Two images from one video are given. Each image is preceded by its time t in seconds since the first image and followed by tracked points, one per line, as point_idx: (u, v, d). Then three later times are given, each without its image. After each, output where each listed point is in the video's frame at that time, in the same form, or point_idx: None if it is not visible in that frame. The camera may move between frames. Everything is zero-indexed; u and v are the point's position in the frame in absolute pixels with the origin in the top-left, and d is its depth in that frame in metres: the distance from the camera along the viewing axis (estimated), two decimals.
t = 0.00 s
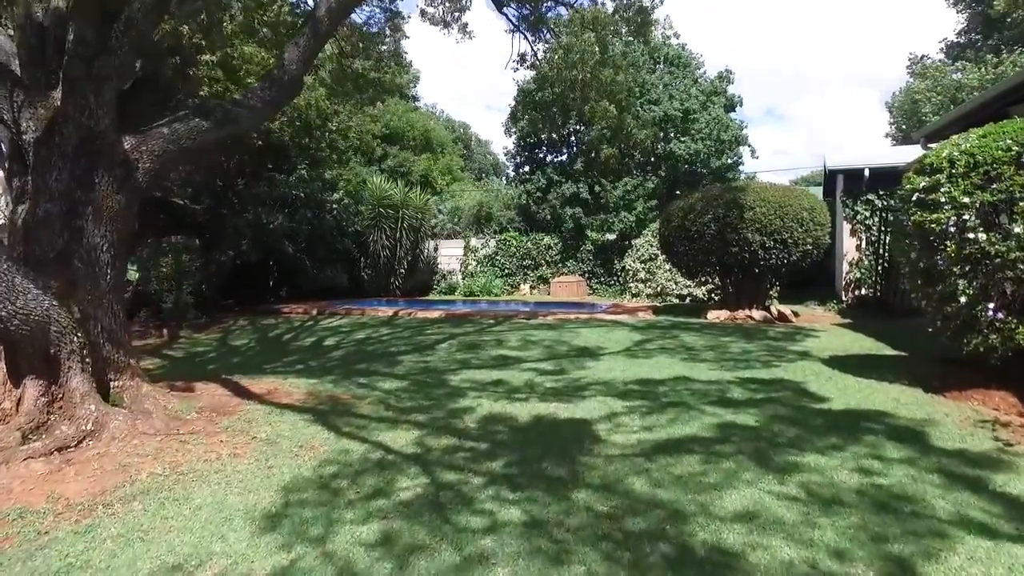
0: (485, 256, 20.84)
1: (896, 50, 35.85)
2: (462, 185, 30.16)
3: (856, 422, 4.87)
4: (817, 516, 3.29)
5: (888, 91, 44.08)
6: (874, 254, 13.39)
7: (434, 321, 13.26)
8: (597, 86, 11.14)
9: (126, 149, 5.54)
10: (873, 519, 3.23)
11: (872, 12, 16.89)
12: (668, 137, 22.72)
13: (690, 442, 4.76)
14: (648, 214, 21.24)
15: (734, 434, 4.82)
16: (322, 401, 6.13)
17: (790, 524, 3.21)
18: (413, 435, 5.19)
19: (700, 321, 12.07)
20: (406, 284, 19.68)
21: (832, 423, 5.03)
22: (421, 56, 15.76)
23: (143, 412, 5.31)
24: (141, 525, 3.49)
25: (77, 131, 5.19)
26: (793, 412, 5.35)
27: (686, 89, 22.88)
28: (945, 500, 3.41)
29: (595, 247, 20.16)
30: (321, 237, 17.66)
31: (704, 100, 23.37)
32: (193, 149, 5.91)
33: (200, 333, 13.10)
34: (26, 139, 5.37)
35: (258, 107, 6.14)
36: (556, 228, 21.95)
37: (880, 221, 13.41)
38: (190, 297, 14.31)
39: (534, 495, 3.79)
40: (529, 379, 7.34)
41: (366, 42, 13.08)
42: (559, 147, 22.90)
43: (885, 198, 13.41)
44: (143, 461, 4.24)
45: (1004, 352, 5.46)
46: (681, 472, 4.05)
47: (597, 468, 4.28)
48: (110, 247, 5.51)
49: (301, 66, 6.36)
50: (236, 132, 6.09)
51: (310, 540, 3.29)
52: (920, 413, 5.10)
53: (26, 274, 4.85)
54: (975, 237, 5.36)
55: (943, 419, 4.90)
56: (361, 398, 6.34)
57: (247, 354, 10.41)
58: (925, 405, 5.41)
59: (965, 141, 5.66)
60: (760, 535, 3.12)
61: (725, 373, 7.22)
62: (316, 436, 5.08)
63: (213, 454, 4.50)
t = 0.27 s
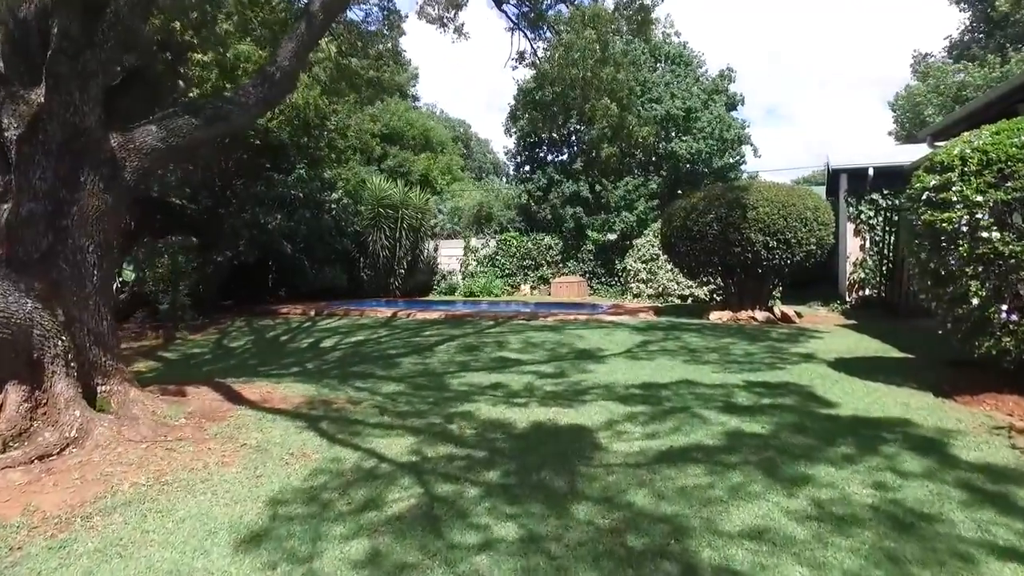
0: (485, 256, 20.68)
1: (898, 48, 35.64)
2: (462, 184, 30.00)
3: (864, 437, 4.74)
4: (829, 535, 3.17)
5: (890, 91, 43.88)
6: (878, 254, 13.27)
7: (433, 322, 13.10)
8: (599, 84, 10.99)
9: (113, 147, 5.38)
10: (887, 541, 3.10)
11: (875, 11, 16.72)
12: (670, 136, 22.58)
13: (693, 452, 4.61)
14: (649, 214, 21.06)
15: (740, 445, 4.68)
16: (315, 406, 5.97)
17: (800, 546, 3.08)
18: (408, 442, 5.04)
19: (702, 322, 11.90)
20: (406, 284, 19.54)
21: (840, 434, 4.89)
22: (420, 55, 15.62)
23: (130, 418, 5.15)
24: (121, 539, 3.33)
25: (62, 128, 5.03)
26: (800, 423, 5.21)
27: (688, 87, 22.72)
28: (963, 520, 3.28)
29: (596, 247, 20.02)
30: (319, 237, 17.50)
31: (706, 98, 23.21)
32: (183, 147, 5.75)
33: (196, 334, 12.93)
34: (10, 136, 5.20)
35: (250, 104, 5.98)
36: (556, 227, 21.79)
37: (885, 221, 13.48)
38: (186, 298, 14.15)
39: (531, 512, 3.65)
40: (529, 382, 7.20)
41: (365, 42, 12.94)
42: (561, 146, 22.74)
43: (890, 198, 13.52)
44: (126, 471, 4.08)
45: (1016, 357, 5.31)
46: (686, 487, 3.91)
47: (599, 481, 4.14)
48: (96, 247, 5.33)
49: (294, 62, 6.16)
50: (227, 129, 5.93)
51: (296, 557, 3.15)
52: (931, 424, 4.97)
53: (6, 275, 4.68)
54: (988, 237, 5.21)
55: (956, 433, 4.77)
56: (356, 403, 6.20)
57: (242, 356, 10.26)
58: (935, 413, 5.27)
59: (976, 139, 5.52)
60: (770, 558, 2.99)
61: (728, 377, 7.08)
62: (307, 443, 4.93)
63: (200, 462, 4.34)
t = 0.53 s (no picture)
0: (485, 256, 20.54)
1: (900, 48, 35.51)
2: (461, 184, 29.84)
3: (873, 445, 4.62)
4: (840, 549, 3.05)
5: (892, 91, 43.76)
6: (882, 253, 13.14)
7: (432, 323, 12.97)
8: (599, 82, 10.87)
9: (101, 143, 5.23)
10: (902, 558, 2.98)
11: (878, 10, 16.60)
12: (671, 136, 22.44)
13: (696, 458, 4.49)
14: (651, 213, 20.91)
15: (744, 450, 4.56)
16: (309, 408, 5.84)
17: (809, 559, 2.97)
18: (403, 447, 4.90)
19: (704, 323, 11.76)
20: (405, 284, 19.38)
21: (848, 441, 4.76)
22: (420, 53, 15.51)
23: (118, 422, 5.01)
24: (100, 550, 3.19)
25: (48, 123, 4.88)
26: (805, 427, 5.09)
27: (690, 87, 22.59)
28: (977, 533, 3.17)
29: (596, 247, 19.88)
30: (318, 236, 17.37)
31: (708, 97, 23.06)
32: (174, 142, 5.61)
33: (192, 334, 12.79)
34: None
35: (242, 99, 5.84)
36: (557, 227, 21.64)
37: (888, 220, 13.29)
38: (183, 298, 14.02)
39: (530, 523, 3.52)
40: (528, 384, 7.07)
41: (365, 41, 12.85)
42: (561, 146, 22.57)
43: (893, 197, 13.33)
44: (109, 477, 3.93)
45: None
46: (689, 496, 3.80)
47: (600, 490, 4.01)
48: (84, 246, 5.16)
49: (287, 57, 6.03)
50: (219, 125, 5.79)
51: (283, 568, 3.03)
52: (941, 429, 4.85)
53: None
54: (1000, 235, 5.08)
55: (967, 441, 4.64)
56: (351, 405, 6.07)
57: (238, 357, 10.13)
58: (944, 417, 5.15)
59: (986, 135, 5.39)
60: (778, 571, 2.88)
61: (731, 378, 6.95)
62: (300, 447, 4.80)
63: (187, 467, 4.19)
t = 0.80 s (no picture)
0: (485, 256, 20.40)
1: (903, 46, 35.32)
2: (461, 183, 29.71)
3: (884, 454, 4.46)
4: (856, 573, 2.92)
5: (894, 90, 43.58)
6: (887, 253, 12.98)
7: (431, 324, 12.83)
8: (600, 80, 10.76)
9: (86, 140, 5.07)
10: None
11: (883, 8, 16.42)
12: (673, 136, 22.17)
13: (702, 468, 4.35)
14: (653, 213, 20.62)
15: (751, 462, 4.41)
16: (302, 414, 5.69)
17: None
18: (397, 455, 4.74)
19: (707, 324, 11.60)
20: (405, 286, 19.24)
21: (858, 449, 4.60)
22: (419, 52, 15.37)
23: (103, 428, 4.85)
24: (74, 568, 3.03)
25: (31, 119, 4.72)
26: (813, 436, 4.95)
27: (690, 86, 22.41)
28: (998, 559, 3.03)
29: (597, 247, 19.74)
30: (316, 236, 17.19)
31: (710, 96, 22.84)
32: (163, 139, 5.45)
33: (188, 336, 12.62)
34: None
35: (233, 95, 5.69)
36: (558, 228, 21.50)
37: (893, 221, 13.03)
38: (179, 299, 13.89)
39: (527, 541, 3.36)
40: (528, 387, 6.93)
41: (363, 38, 12.70)
42: (562, 146, 22.39)
43: (898, 198, 13.14)
44: (89, 489, 3.77)
45: None
46: (694, 514, 3.66)
47: (601, 503, 3.85)
48: (68, 246, 4.98)
49: (280, 53, 5.87)
50: (209, 122, 5.62)
51: None
52: (955, 441, 4.70)
53: None
54: (1014, 236, 4.92)
55: (982, 452, 4.47)
56: (346, 410, 5.92)
57: (234, 359, 9.99)
58: (959, 425, 5.01)
59: (999, 133, 5.24)
60: None
61: (735, 382, 6.80)
62: (291, 455, 4.65)
63: (171, 477, 4.03)
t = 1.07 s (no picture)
0: (487, 257, 20.26)
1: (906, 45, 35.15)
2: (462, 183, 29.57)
3: (897, 465, 4.27)
4: None
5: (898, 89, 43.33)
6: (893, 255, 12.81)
7: (431, 326, 12.67)
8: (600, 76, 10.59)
9: (71, 139, 4.92)
10: None
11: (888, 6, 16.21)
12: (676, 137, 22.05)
13: (708, 479, 4.18)
14: (654, 215, 20.35)
15: (758, 473, 4.25)
16: (295, 420, 5.53)
17: None
18: (391, 466, 4.57)
19: (711, 327, 11.41)
20: (405, 288, 19.02)
21: (870, 459, 4.41)
22: (419, 51, 15.20)
23: (88, 437, 4.69)
24: None
25: (13, 117, 4.56)
26: (824, 444, 4.77)
27: (693, 85, 22.24)
28: None
29: (599, 248, 19.59)
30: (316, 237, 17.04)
31: (713, 96, 22.64)
32: (151, 139, 5.29)
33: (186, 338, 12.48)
34: None
35: (224, 92, 5.54)
36: (560, 228, 21.36)
37: (900, 221, 12.99)
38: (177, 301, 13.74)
39: (525, 561, 3.20)
40: (528, 392, 6.76)
41: (361, 36, 12.53)
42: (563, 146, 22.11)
43: (905, 198, 12.98)
44: (68, 504, 3.62)
45: None
46: (700, 529, 3.49)
47: (602, 518, 3.68)
48: (53, 249, 4.82)
49: (272, 50, 5.72)
50: (199, 122, 5.48)
51: None
52: (970, 450, 4.53)
53: None
54: None
55: (1000, 463, 4.28)
56: (341, 417, 5.76)
57: (230, 363, 9.84)
58: (974, 433, 4.84)
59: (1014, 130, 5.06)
60: None
61: (741, 386, 6.63)
62: (282, 465, 4.50)
63: (155, 489, 3.88)
